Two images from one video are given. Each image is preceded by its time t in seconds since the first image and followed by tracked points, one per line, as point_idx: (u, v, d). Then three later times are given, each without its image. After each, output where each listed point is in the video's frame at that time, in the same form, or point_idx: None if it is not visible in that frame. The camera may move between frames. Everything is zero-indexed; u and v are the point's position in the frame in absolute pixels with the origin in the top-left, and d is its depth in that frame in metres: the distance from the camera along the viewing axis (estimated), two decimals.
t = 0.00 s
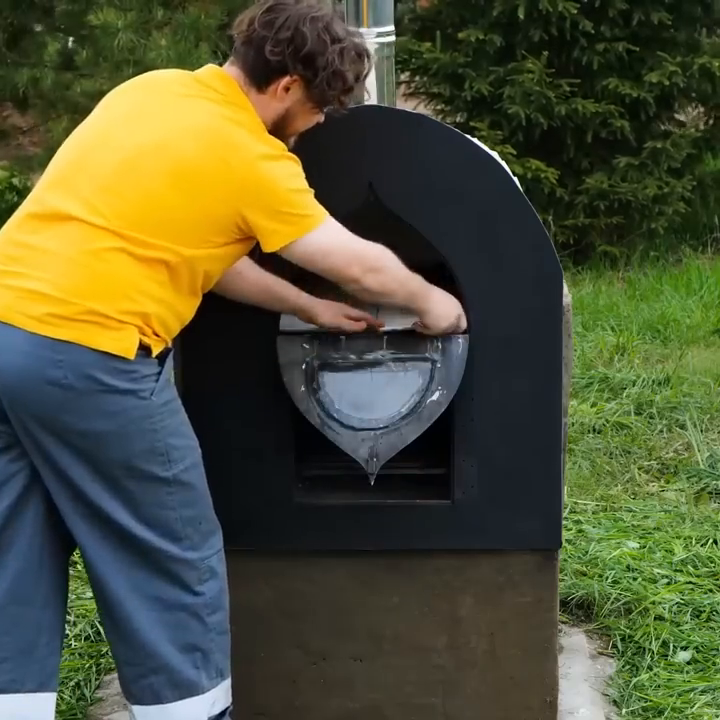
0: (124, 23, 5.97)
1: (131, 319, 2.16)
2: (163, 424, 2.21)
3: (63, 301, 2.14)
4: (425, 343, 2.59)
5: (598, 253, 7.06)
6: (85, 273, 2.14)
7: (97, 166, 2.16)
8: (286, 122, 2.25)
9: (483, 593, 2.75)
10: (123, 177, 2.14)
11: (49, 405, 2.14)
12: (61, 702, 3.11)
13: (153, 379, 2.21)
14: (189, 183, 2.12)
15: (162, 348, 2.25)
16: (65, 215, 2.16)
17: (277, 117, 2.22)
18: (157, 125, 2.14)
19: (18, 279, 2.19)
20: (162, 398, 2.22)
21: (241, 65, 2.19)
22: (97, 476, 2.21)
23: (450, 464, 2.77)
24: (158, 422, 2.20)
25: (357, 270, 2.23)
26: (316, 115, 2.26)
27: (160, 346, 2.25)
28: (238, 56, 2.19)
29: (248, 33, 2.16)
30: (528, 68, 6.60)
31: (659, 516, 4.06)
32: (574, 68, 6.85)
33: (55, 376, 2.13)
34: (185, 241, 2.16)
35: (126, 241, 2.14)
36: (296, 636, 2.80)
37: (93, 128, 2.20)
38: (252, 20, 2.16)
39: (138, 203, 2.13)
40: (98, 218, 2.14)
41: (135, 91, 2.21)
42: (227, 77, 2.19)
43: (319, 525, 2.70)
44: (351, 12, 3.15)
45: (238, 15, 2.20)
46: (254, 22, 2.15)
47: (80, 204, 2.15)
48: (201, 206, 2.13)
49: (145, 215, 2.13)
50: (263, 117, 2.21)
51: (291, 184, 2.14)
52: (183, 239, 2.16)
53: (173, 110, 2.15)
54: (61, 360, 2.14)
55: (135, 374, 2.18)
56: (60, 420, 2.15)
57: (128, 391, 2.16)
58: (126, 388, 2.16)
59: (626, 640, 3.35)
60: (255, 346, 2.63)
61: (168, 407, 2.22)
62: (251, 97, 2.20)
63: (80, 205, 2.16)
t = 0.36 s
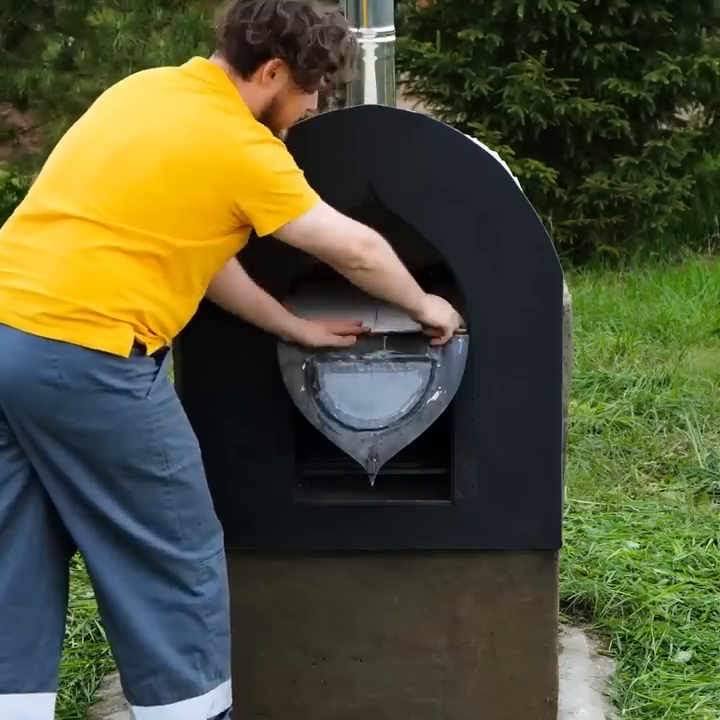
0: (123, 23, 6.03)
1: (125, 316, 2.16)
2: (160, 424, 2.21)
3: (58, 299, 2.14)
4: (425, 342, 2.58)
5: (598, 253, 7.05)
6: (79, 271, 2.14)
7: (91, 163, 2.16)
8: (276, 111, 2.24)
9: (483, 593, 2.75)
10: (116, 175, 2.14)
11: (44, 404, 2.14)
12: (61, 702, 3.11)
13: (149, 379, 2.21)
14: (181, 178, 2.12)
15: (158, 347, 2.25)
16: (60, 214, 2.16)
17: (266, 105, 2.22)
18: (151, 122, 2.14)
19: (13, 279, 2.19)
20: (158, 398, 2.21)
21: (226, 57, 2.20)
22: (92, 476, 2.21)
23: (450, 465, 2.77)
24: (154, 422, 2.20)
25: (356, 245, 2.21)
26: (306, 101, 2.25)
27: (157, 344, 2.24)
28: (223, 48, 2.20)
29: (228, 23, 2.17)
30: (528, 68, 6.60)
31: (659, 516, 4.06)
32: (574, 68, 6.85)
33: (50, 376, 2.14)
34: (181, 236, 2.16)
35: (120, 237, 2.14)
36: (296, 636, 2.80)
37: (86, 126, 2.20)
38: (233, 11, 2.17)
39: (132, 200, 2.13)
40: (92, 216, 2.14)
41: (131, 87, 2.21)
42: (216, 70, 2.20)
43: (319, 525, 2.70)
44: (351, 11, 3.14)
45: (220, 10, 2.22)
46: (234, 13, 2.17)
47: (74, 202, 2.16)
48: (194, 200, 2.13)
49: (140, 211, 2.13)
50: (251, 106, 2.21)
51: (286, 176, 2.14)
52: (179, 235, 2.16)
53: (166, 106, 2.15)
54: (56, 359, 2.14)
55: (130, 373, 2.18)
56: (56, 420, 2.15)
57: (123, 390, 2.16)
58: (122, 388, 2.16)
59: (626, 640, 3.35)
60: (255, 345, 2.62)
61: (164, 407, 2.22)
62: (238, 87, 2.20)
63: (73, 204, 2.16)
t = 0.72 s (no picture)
0: (122, 23, 6.03)
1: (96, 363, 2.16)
2: (133, 433, 2.20)
3: (35, 331, 2.14)
4: (425, 342, 2.58)
5: (598, 252, 7.05)
6: (56, 309, 2.14)
7: (87, 202, 2.17)
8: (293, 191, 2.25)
9: (483, 593, 2.75)
10: (106, 217, 2.15)
11: (12, 428, 2.14)
12: (61, 703, 3.11)
13: (118, 397, 2.20)
14: (176, 243, 2.12)
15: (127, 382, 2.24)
16: (45, 249, 2.17)
17: (285, 183, 2.24)
18: (150, 176, 2.16)
19: None
20: (132, 413, 2.21)
21: (248, 135, 2.21)
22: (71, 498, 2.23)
23: (450, 464, 2.77)
24: (127, 431, 2.19)
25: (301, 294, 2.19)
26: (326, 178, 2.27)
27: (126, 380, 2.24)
28: (244, 125, 2.22)
29: (250, 102, 2.18)
30: (527, 68, 6.60)
31: (659, 516, 4.06)
32: (574, 68, 6.85)
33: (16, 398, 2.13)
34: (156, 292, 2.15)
35: (98, 285, 2.14)
36: (296, 636, 2.80)
37: (96, 168, 2.21)
38: (255, 89, 2.19)
39: (117, 248, 2.13)
40: (75, 256, 2.14)
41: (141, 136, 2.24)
42: (238, 144, 2.22)
43: (320, 525, 2.70)
44: (352, 12, 3.14)
45: (243, 86, 2.24)
46: (257, 92, 2.18)
47: (63, 239, 2.17)
48: (182, 267, 2.12)
49: (121, 262, 2.13)
50: (271, 185, 2.23)
51: (264, 263, 2.13)
52: (159, 294, 2.15)
53: (169, 165, 2.17)
54: (27, 382, 2.14)
55: (98, 399, 2.16)
56: (26, 443, 2.15)
57: (93, 409, 2.16)
58: (92, 407, 2.16)
59: (626, 640, 3.35)
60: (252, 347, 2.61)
61: (138, 421, 2.22)
62: (258, 167, 2.22)
63: (60, 241, 2.17)
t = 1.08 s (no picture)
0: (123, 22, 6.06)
1: (86, 331, 2.21)
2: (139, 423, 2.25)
3: (24, 310, 2.21)
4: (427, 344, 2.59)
5: (598, 252, 7.05)
6: (37, 286, 2.21)
7: (27, 169, 2.19)
8: (197, 61, 2.25)
9: (483, 593, 2.75)
10: (46, 176, 2.17)
11: (22, 409, 2.21)
12: (61, 703, 3.11)
13: (129, 376, 2.26)
14: (113, 175, 2.13)
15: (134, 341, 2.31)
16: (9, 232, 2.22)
17: (181, 55, 2.24)
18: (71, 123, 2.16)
19: None
20: (140, 393, 2.27)
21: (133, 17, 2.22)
22: (70, 486, 2.27)
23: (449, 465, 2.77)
24: (134, 420, 2.24)
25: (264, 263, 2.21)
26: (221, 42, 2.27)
27: (131, 339, 2.30)
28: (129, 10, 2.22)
29: None
30: (527, 69, 6.61)
31: (659, 516, 4.06)
32: (574, 68, 6.85)
33: (26, 382, 2.20)
34: (125, 231, 2.19)
35: (68, 250, 2.19)
36: (296, 635, 2.80)
37: (16, 132, 2.23)
38: None
39: (70, 209, 2.16)
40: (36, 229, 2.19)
41: (55, 72, 2.23)
42: (128, 40, 2.22)
43: (320, 526, 2.70)
44: (351, 11, 3.13)
45: None
46: None
47: (20, 214, 2.21)
48: (132, 195, 2.14)
49: (78, 220, 2.17)
50: (168, 60, 2.24)
51: (199, 159, 2.12)
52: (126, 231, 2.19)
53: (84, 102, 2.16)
54: (29, 367, 2.20)
55: (110, 371, 2.23)
56: (36, 424, 2.21)
57: (101, 391, 2.21)
58: (99, 388, 2.21)
59: (626, 640, 3.35)
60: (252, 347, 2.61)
61: (144, 403, 2.27)
62: (150, 44, 2.22)
63: (19, 216, 2.21)
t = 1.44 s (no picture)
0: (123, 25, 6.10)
1: (118, 315, 2.21)
2: (175, 412, 2.27)
3: (53, 306, 2.19)
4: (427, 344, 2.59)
5: (598, 253, 7.04)
6: (61, 279, 2.19)
7: (33, 165, 2.17)
8: (179, 40, 2.25)
9: (483, 593, 2.75)
10: (52, 172, 2.16)
11: (59, 400, 2.20)
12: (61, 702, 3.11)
13: (165, 364, 2.27)
14: (122, 155, 2.13)
15: (166, 327, 2.32)
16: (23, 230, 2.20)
17: (166, 31, 2.24)
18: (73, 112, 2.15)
19: None
20: (174, 384, 2.28)
21: None
22: (101, 476, 2.27)
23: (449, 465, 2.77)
24: (170, 409, 2.26)
25: (287, 213, 2.24)
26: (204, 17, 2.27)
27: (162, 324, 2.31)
28: None
29: None
30: (526, 69, 6.61)
31: (659, 516, 4.06)
32: (573, 68, 6.85)
33: (65, 374, 2.19)
34: (143, 209, 2.20)
35: (88, 239, 2.18)
36: (296, 635, 2.79)
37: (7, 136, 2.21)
38: None
39: (85, 197, 2.16)
40: (52, 224, 2.17)
41: (42, 64, 2.21)
42: (108, 21, 2.21)
43: (320, 526, 2.70)
44: (351, 11, 3.13)
45: None
46: None
47: (32, 211, 2.19)
48: (144, 170, 2.15)
49: (94, 207, 2.16)
50: (154, 37, 2.23)
51: (207, 122, 2.14)
52: (141, 208, 2.19)
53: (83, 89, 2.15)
54: (67, 359, 2.19)
55: (149, 357, 2.25)
56: (73, 413, 2.21)
57: (140, 378, 2.23)
58: (138, 374, 2.22)
59: (626, 640, 3.35)
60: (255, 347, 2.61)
61: (179, 394, 2.28)
62: (135, 23, 2.21)
63: (31, 216, 2.19)
